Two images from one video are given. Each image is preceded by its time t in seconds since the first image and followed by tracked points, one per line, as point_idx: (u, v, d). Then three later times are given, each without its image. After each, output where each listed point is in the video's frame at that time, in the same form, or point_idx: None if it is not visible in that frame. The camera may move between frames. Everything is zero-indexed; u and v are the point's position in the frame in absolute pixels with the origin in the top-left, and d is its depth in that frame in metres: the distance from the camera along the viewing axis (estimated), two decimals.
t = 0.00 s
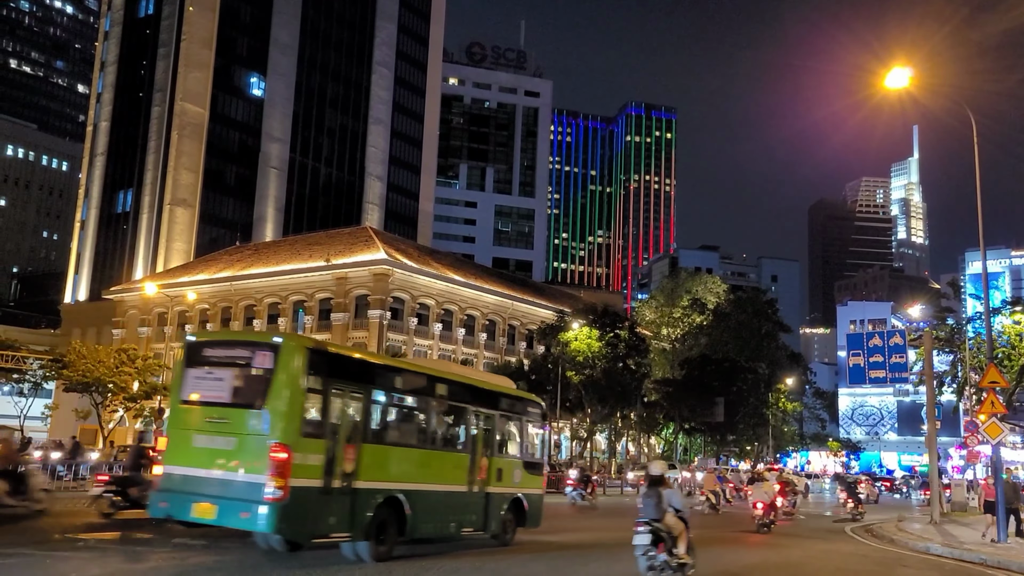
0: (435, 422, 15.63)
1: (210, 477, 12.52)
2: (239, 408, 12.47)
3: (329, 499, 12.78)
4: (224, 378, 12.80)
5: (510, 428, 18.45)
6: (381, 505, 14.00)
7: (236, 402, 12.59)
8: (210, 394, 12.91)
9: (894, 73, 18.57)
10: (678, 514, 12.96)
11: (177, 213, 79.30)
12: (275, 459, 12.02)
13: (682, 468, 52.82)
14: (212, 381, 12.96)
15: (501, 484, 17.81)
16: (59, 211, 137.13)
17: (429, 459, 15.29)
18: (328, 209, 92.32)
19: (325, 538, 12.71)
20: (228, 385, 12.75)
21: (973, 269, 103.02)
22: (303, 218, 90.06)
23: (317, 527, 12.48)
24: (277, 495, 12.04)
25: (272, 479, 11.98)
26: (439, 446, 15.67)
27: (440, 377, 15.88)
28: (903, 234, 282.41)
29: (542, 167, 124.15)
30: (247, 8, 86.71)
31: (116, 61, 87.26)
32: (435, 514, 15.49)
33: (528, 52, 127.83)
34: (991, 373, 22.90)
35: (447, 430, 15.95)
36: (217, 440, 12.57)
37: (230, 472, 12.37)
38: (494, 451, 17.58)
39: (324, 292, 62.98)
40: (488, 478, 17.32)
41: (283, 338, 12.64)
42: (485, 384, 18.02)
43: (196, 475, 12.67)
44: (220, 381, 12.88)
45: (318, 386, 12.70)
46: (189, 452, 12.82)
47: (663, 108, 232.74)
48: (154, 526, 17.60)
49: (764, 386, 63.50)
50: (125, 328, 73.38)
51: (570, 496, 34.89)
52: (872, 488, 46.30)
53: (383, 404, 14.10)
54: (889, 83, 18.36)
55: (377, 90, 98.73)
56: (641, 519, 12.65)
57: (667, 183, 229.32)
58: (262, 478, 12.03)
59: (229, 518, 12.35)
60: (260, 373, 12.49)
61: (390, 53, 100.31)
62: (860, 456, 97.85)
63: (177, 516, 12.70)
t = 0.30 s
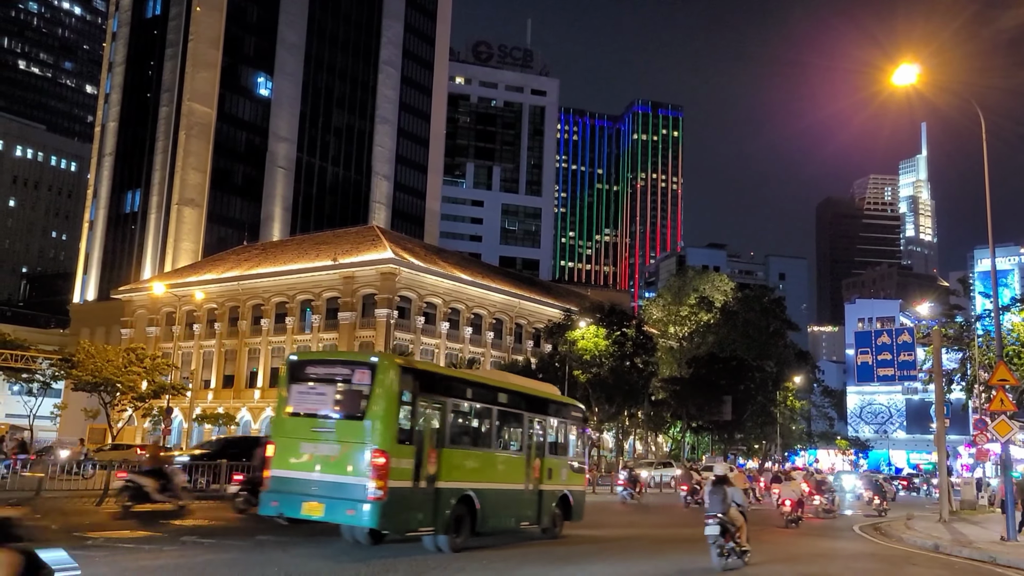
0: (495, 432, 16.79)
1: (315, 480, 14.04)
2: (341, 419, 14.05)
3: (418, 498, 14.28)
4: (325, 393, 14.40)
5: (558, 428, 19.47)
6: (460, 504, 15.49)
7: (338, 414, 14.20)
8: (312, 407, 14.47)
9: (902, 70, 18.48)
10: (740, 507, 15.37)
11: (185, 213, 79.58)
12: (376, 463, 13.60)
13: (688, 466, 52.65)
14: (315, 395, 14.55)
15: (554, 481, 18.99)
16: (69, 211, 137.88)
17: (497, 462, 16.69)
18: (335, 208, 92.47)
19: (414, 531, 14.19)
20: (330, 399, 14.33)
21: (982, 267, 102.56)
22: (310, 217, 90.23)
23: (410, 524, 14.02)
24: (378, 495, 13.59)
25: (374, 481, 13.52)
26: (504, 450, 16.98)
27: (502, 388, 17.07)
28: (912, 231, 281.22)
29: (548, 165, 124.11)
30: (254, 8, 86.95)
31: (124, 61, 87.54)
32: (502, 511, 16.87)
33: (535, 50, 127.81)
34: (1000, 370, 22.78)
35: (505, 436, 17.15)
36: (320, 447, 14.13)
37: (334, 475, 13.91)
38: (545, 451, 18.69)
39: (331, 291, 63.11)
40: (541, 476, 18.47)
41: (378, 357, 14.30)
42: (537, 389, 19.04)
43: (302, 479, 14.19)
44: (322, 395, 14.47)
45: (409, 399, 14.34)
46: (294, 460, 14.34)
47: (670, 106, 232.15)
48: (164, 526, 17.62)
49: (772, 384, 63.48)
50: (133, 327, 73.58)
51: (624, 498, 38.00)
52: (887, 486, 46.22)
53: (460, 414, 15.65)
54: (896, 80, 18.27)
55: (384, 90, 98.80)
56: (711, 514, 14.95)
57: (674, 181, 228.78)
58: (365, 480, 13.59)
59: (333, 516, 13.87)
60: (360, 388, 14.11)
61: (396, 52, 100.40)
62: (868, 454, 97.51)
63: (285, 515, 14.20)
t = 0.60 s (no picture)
0: (553, 433, 18.81)
1: (399, 482, 16.00)
2: (422, 428, 16.00)
3: (488, 496, 16.22)
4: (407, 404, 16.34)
5: (603, 431, 21.32)
6: (522, 502, 17.38)
7: (420, 422, 16.18)
8: (395, 415, 16.39)
9: (912, 68, 18.36)
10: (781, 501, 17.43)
11: (195, 213, 79.91)
12: (454, 465, 15.56)
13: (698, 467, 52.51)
14: (398, 405, 16.47)
15: (599, 479, 20.75)
16: (80, 211, 138.50)
17: (552, 463, 18.55)
18: (345, 208, 92.73)
19: (484, 526, 16.12)
20: (412, 409, 16.27)
21: (994, 266, 101.88)
22: (319, 217, 90.47)
23: (483, 520, 16.03)
24: (457, 494, 15.56)
25: (454, 481, 15.49)
26: (557, 453, 18.86)
27: (555, 397, 18.95)
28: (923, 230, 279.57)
29: (558, 165, 124.12)
30: (264, 8, 87.26)
31: (135, 62, 87.97)
32: (555, 509, 18.69)
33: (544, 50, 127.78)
34: (1012, 370, 22.66)
35: (561, 437, 19.15)
36: (403, 452, 16.08)
37: (411, 476, 15.91)
38: (592, 453, 20.56)
39: (340, 290, 63.29)
40: (588, 475, 20.26)
41: (454, 372, 16.21)
42: (584, 396, 21.00)
43: (387, 480, 16.15)
44: (404, 405, 16.41)
45: (480, 410, 16.27)
46: (379, 463, 16.28)
47: (679, 105, 231.38)
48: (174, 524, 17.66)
49: (782, 383, 63.45)
50: (144, 327, 73.92)
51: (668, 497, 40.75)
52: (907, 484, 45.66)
53: (523, 421, 17.59)
54: (907, 78, 18.21)
55: (393, 90, 98.96)
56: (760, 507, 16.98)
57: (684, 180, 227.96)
58: (446, 481, 15.55)
59: (417, 512, 15.85)
60: (439, 400, 16.05)
61: (405, 52, 100.54)
62: (879, 454, 96.94)
63: (373, 511, 16.15)
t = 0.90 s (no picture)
0: (603, 433, 20.34)
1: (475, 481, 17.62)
2: (495, 433, 17.44)
3: (552, 494, 17.78)
4: (482, 411, 17.80)
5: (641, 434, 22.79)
6: (578, 499, 18.93)
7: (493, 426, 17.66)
8: (471, 422, 17.85)
9: (926, 65, 18.04)
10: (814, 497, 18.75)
11: (207, 213, 80.32)
12: (526, 467, 17.05)
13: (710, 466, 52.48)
14: (474, 413, 17.90)
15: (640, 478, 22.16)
16: (92, 211, 139.23)
17: (603, 463, 20.08)
18: (355, 208, 92.95)
19: (548, 521, 17.68)
20: (486, 416, 17.74)
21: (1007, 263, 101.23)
22: (330, 217, 90.78)
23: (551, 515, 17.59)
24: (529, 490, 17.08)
25: (525, 481, 16.98)
26: (607, 454, 20.35)
27: (604, 402, 20.45)
28: (936, 228, 277.82)
29: (568, 163, 124.12)
30: (274, 9, 87.57)
31: (147, 63, 88.43)
32: (606, 505, 20.21)
33: (553, 49, 127.74)
34: None
35: (611, 437, 20.69)
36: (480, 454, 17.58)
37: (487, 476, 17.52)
38: (635, 453, 21.96)
39: (351, 290, 63.50)
40: (633, 474, 21.78)
41: (524, 384, 17.65)
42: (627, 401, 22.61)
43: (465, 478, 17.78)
44: (479, 412, 17.86)
45: (546, 415, 17.77)
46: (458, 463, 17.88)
47: (690, 103, 230.65)
48: (184, 522, 17.69)
49: (795, 382, 62.53)
50: (156, 326, 74.34)
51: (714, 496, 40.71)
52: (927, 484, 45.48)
53: (579, 423, 19.09)
54: (921, 75, 17.97)
55: (403, 89, 99.13)
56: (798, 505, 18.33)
57: (694, 179, 227.22)
58: (518, 480, 17.05)
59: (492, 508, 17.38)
60: (510, 408, 17.55)
61: (415, 51, 100.72)
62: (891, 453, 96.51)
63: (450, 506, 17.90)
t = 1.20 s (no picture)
0: (652, 438, 22.98)
1: (537, 478, 20.48)
2: (554, 436, 20.44)
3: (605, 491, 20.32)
4: (541, 415, 20.88)
5: (683, 437, 25.44)
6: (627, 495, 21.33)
7: (552, 430, 20.63)
8: (529, 423, 21.00)
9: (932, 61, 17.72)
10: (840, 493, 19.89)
11: (218, 212, 80.62)
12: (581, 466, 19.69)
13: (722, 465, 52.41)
14: (533, 416, 21.03)
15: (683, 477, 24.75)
16: (104, 211, 139.97)
17: (649, 463, 22.55)
18: (365, 207, 93.13)
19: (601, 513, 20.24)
20: (545, 419, 20.80)
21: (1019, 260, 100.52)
22: (340, 215, 90.96)
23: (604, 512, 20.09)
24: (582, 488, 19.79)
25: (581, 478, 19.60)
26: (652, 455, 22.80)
27: (649, 408, 22.95)
28: (947, 225, 276.14)
29: (577, 162, 124.01)
30: (284, 8, 87.71)
31: (157, 63, 88.76)
32: (652, 501, 22.58)
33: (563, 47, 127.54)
34: None
35: (659, 440, 23.27)
36: (541, 454, 20.64)
37: (549, 474, 20.35)
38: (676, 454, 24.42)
39: (361, 289, 63.61)
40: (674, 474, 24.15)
41: (580, 392, 20.52)
42: (672, 409, 25.34)
43: (527, 477, 20.70)
44: (539, 416, 20.95)
45: (601, 423, 20.45)
46: (522, 463, 20.87)
47: (699, 101, 229.81)
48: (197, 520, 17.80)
49: (805, 380, 62.17)
50: (167, 325, 74.65)
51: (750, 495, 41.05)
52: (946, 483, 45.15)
53: (630, 430, 21.64)
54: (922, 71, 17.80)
55: (412, 88, 99.18)
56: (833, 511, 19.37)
57: (704, 176, 226.50)
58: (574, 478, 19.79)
59: (550, 503, 20.34)
60: (568, 414, 20.49)
61: (424, 50, 100.74)
62: (903, 451, 96.22)
63: (514, 500, 20.77)
